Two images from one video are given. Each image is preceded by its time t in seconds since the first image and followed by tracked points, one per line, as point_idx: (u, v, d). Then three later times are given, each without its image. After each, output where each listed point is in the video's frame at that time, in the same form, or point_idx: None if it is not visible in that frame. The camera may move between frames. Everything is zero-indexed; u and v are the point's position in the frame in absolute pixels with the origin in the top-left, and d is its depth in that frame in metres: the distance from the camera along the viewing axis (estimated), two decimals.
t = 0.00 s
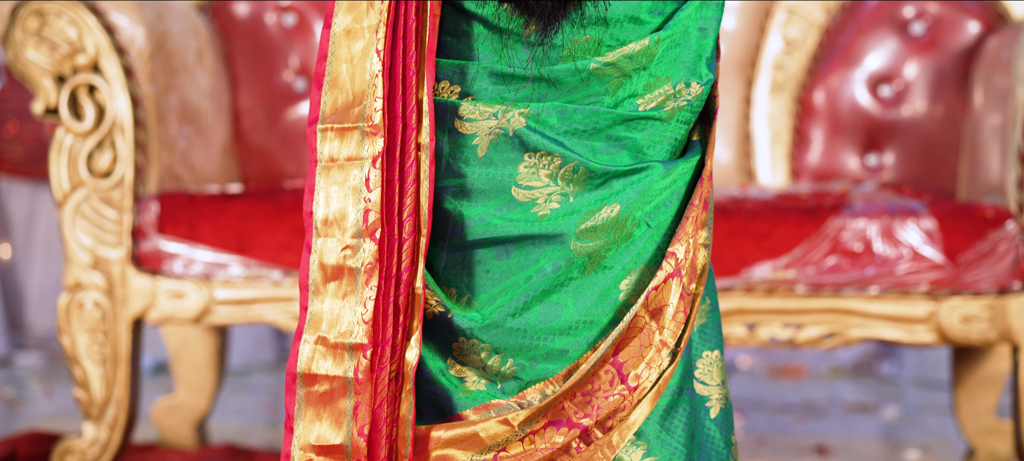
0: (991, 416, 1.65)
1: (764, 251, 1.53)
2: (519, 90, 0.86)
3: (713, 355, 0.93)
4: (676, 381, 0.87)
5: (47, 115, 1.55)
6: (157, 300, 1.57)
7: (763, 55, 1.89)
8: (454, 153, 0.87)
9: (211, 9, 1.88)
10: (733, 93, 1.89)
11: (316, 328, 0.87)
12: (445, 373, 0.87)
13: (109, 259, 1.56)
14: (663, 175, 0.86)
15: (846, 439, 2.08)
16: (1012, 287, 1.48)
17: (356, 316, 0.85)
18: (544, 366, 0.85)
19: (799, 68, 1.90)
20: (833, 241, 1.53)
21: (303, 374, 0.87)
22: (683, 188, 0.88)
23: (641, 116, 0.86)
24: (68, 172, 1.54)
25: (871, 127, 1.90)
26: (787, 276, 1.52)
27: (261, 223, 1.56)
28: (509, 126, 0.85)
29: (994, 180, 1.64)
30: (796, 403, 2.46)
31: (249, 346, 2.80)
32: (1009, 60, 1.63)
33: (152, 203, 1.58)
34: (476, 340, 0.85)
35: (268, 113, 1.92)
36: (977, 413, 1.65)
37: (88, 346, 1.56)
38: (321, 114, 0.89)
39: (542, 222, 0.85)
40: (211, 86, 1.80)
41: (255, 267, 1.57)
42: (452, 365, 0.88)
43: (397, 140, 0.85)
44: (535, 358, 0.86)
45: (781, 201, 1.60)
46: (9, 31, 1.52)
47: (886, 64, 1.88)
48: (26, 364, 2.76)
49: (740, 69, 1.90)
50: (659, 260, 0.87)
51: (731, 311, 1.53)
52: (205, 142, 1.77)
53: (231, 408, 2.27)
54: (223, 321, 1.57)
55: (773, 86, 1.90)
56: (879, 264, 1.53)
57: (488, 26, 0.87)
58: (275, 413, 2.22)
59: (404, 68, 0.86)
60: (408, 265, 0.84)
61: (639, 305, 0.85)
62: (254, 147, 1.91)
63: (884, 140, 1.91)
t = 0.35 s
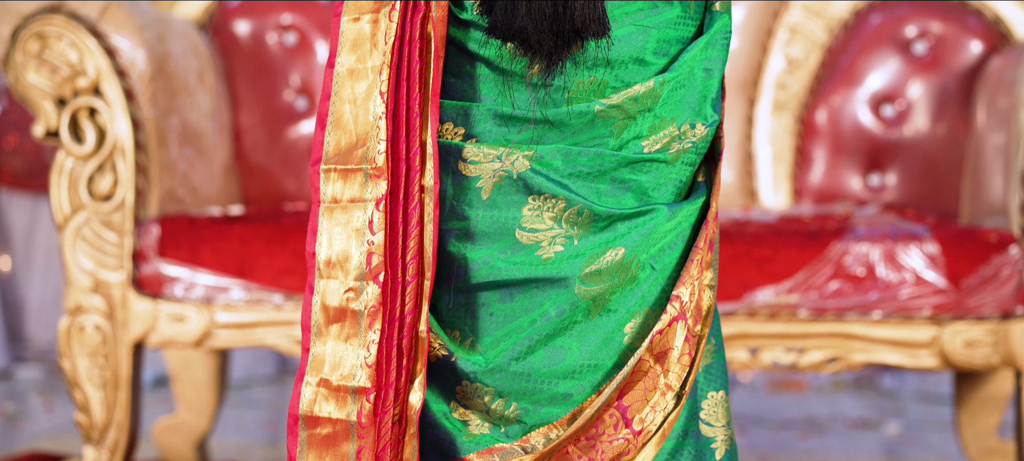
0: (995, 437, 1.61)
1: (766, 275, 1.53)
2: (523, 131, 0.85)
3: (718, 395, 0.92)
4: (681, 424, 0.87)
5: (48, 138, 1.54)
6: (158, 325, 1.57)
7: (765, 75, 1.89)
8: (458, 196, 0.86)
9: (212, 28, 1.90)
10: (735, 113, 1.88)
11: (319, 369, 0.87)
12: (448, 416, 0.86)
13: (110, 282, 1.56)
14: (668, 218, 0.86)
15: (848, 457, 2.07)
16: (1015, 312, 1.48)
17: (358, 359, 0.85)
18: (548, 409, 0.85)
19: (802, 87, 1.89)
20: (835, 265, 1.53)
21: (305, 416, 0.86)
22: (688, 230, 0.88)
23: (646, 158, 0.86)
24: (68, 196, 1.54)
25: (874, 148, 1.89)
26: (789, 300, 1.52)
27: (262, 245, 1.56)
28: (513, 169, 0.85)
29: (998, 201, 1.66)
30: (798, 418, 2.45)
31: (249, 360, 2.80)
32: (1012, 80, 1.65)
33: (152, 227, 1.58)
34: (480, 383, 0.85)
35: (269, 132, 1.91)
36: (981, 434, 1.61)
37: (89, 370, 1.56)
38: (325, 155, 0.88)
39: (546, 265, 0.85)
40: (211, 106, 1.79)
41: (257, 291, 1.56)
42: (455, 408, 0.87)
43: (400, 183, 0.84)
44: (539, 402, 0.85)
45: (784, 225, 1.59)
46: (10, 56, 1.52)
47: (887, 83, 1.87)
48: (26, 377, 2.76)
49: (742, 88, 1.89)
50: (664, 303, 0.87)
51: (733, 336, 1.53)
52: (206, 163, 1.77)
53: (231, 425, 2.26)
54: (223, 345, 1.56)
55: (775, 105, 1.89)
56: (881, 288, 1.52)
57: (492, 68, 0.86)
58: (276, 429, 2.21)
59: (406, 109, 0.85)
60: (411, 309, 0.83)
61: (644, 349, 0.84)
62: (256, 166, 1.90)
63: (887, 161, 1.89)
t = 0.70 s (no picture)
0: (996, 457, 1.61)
1: (767, 298, 1.52)
2: (526, 174, 0.85)
3: (719, 435, 0.92)
4: None
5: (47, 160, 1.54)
6: (157, 347, 1.56)
7: (766, 95, 1.89)
8: (460, 237, 0.86)
9: (211, 46, 1.90)
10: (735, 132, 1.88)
11: (321, 410, 0.86)
12: (450, 458, 0.86)
13: (109, 305, 1.55)
14: (670, 259, 0.86)
15: None
16: (1016, 337, 1.48)
17: (359, 400, 0.84)
18: (550, 452, 0.85)
19: (803, 106, 1.89)
20: (837, 289, 1.52)
21: (308, 458, 0.86)
22: (689, 272, 0.88)
23: (649, 200, 0.86)
24: (68, 218, 1.53)
25: (874, 167, 1.88)
26: (790, 325, 1.51)
27: (262, 268, 1.56)
28: (515, 211, 0.84)
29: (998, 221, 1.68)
30: (798, 433, 2.45)
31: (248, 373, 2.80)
32: (1015, 100, 1.66)
33: (152, 249, 1.57)
34: (482, 426, 0.84)
35: (269, 151, 1.91)
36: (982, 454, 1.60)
37: (88, 393, 1.55)
38: (327, 195, 0.87)
39: (549, 307, 0.84)
40: (211, 126, 1.79)
41: (257, 314, 1.56)
42: (457, 449, 0.87)
43: (401, 225, 0.84)
44: (541, 444, 0.85)
45: (784, 248, 1.59)
46: (8, 79, 1.52)
47: (887, 102, 1.87)
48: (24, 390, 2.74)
49: (743, 107, 1.89)
50: (665, 345, 0.87)
51: (734, 359, 1.52)
52: (206, 185, 1.76)
53: (231, 441, 2.25)
54: (223, 368, 1.56)
55: (775, 124, 1.88)
56: (882, 312, 1.51)
57: (495, 109, 0.85)
58: (275, 445, 2.20)
59: (408, 151, 0.84)
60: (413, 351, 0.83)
61: (646, 391, 0.84)
62: (256, 185, 1.90)
63: (887, 180, 1.88)
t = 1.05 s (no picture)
0: None
1: (766, 326, 1.51)
2: (525, 221, 0.85)
3: None
4: None
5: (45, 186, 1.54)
6: (155, 373, 1.56)
7: (765, 116, 1.88)
8: (457, 283, 0.85)
9: (210, 67, 1.89)
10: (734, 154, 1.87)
11: (319, 457, 0.86)
12: None
13: (107, 331, 1.55)
14: (668, 305, 0.86)
15: None
16: (1016, 364, 1.49)
17: (355, 447, 0.84)
18: None
19: (802, 128, 1.88)
20: (836, 316, 1.51)
21: None
22: (688, 318, 0.88)
23: (647, 246, 0.86)
24: (65, 243, 1.54)
25: (874, 189, 1.87)
26: (789, 351, 1.50)
27: (260, 294, 1.55)
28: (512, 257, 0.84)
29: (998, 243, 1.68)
30: (798, 451, 2.44)
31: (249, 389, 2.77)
32: (1015, 124, 1.67)
33: (150, 274, 1.56)
34: None
35: (268, 173, 1.90)
36: None
37: (86, 418, 1.55)
38: (325, 241, 0.87)
39: (546, 354, 0.84)
40: (209, 148, 1.79)
41: (254, 340, 1.55)
42: None
43: (397, 273, 0.84)
44: None
45: (784, 274, 1.59)
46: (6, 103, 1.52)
47: (886, 123, 1.86)
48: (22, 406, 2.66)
49: (743, 129, 1.88)
50: (663, 391, 0.86)
51: (733, 386, 1.52)
52: (206, 208, 1.77)
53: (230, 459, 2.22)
54: (222, 394, 1.56)
55: (774, 145, 1.88)
56: (882, 339, 1.50)
57: (493, 156, 0.85)
58: None
59: (404, 200, 0.84)
60: (408, 399, 0.82)
61: (644, 438, 0.84)
62: (254, 206, 1.89)
63: (887, 202, 1.87)
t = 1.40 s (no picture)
0: None
1: (765, 351, 1.51)
2: (521, 266, 0.85)
3: None
4: None
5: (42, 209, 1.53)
6: (153, 397, 1.56)
7: (763, 136, 1.89)
8: (452, 328, 0.85)
9: (208, 87, 1.90)
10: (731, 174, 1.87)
11: None
12: None
13: (105, 355, 1.55)
14: (664, 350, 0.86)
15: None
16: (1014, 388, 1.49)
17: None
18: None
19: (801, 148, 1.88)
20: (835, 341, 1.50)
21: None
22: (684, 363, 0.89)
23: (642, 291, 0.86)
24: (63, 268, 1.54)
25: (873, 209, 1.87)
26: (788, 376, 1.50)
27: (258, 320, 1.55)
28: (508, 302, 0.84)
29: (997, 264, 1.68)
30: None
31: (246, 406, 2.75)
32: (1014, 146, 1.67)
33: (148, 299, 1.57)
34: None
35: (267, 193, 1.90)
36: None
37: (84, 443, 1.55)
38: (319, 285, 0.87)
39: (542, 399, 0.84)
40: (207, 169, 1.79)
41: (252, 365, 1.55)
42: None
43: (392, 319, 0.84)
44: None
45: (781, 298, 1.58)
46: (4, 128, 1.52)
47: (886, 144, 1.86)
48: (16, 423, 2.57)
49: (741, 149, 1.88)
50: (659, 435, 0.87)
51: (731, 411, 1.52)
52: (205, 231, 1.77)
53: None
54: (219, 418, 1.56)
55: (773, 166, 1.88)
56: (880, 364, 1.50)
57: (488, 201, 0.85)
58: None
59: (399, 246, 0.85)
60: (403, 444, 0.84)
61: None
62: (252, 226, 1.89)
63: (886, 222, 1.87)
